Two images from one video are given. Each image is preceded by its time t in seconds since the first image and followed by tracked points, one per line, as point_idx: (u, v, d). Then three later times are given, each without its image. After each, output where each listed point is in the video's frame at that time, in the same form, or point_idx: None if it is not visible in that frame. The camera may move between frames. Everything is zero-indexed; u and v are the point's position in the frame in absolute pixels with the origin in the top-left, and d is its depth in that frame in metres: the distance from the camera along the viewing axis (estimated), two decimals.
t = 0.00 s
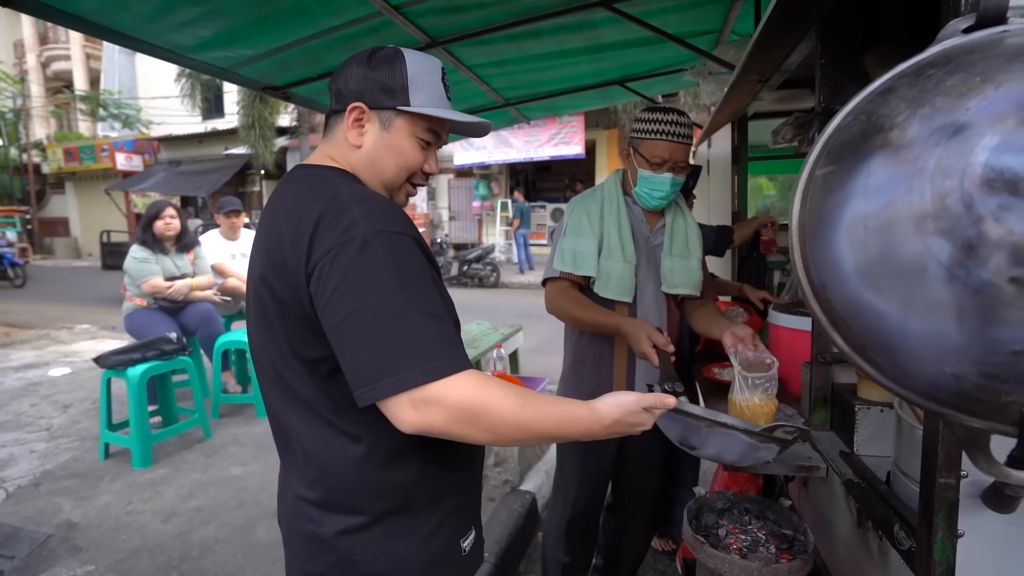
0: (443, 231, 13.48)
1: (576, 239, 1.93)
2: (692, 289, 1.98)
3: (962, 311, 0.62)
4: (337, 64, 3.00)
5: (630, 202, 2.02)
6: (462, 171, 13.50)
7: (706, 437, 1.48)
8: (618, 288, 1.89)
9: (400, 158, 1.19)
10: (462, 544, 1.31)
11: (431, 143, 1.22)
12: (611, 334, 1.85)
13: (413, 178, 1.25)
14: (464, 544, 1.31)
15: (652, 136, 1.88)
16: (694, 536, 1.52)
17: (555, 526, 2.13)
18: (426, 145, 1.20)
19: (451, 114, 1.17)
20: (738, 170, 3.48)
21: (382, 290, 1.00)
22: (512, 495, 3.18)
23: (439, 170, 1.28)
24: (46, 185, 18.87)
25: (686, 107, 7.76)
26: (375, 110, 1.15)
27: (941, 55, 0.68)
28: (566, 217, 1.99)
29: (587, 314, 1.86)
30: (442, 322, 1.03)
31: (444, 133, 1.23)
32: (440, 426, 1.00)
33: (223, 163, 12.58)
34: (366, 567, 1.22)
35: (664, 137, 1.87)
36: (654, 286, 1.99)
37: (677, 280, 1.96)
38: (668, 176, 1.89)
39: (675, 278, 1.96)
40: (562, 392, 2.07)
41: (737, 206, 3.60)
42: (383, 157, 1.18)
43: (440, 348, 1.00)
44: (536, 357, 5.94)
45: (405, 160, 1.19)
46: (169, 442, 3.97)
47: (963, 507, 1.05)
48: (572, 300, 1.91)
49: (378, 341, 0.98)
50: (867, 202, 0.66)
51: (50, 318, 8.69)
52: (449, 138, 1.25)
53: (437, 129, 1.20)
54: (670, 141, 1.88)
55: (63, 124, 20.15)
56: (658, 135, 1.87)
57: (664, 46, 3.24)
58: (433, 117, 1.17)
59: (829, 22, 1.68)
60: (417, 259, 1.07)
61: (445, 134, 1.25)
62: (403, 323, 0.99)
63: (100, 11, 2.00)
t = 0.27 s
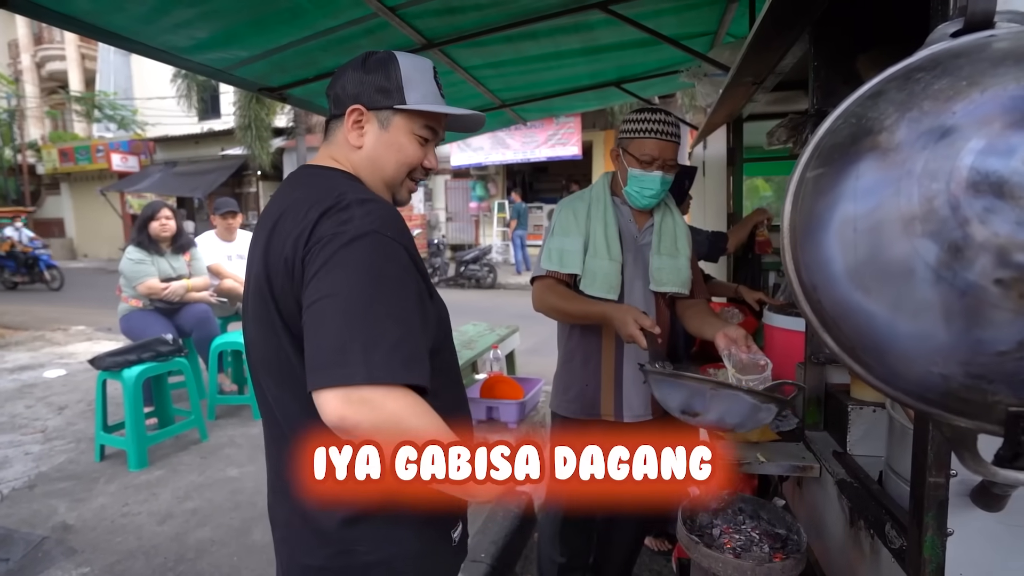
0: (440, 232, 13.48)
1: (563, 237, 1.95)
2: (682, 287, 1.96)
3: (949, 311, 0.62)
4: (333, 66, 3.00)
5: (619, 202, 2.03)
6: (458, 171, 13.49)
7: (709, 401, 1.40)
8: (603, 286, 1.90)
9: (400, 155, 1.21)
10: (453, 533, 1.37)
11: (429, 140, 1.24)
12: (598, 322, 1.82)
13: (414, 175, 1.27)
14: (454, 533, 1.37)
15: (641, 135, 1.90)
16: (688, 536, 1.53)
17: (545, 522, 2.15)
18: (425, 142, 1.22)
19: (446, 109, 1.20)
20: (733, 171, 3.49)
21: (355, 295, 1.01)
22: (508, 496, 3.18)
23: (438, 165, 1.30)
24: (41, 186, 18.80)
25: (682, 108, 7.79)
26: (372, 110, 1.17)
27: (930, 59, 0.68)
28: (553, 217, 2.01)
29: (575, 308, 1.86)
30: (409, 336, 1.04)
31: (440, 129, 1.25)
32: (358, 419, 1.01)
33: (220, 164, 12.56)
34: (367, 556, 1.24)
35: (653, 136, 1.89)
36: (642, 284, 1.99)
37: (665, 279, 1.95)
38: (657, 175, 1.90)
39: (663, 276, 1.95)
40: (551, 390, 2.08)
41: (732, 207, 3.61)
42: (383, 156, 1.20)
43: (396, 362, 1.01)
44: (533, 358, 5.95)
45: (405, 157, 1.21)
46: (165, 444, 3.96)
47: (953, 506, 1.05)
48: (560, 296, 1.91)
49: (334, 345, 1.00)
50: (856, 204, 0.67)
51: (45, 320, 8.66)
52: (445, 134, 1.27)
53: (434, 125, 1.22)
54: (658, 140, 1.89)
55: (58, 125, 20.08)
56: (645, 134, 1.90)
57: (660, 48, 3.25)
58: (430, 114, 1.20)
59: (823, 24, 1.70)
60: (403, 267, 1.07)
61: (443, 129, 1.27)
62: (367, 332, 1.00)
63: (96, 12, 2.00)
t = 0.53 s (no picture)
0: (437, 233, 13.48)
1: (555, 239, 1.97)
2: (675, 286, 1.96)
3: (937, 309, 0.63)
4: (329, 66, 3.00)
5: (611, 202, 2.04)
6: (455, 172, 13.49)
7: (711, 357, 1.36)
8: (594, 286, 1.91)
9: (376, 145, 1.21)
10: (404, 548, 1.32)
11: (406, 127, 1.24)
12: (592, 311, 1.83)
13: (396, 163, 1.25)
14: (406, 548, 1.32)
15: (633, 136, 1.91)
16: (683, 535, 1.54)
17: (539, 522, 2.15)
18: (400, 129, 1.23)
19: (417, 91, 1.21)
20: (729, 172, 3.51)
21: (311, 295, 1.04)
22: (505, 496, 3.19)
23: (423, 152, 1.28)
24: (36, 186, 18.75)
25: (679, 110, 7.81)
26: (344, 106, 1.20)
27: (918, 60, 0.69)
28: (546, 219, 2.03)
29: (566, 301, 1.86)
30: (363, 331, 1.06)
31: (417, 115, 1.26)
32: (330, 424, 1.05)
33: (216, 165, 12.54)
34: (296, 553, 1.27)
35: (646, 136, 1.90)
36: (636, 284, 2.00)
37: (658, 278, 1.95)
38: (650, 175, 1.91)
39: (655, 276, 1.95)
40: (547, 390, 2.08)
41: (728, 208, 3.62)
42: (360, 148, 1.21)
43: (351, 357, 1.03)
44: (530, 358, 5.95)
45: (382, 147, 1.22)
46: (160, 445, 3.95)
47: (944, 503, 1.06)
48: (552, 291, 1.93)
49: (293, 348, 1.03)
50: (846, 203, 0.68)
51: (39, 321, 8.63)
52: (423, 121, 1.27)
53: (408, 111, 1.23)
54: (650, 141, 1.90)
55: (54, 125, 20.03)
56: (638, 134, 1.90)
57: (656, 49, 3.26)
58: (399, 99, 1.21)
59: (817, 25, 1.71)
60: (354, 266, 1.09)
61: (421, 116, 1.27)
62: (325, 330, 1.02)
63: (92, 12, 2.00)
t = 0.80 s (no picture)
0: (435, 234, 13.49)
1: (552, 240, 1.98)
2: (671, 286, 1.96)
3: (929, 308, 0.64)
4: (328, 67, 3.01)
5: (607, 203, 2.05)
6: (453, 173, 13.50)
7: (721, 327, 1.44)
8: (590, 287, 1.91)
9: (331, 125, 1.27)
10: None
11: (363, 106, 1.29)
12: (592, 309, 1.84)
13: (359, 143, 1.28)
14: None
15: (629, 137, 1.92)
16: (680, 533, 1.55)
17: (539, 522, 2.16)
18: (355, 106, 1.28)
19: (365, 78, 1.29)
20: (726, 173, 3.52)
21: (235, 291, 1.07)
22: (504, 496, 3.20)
23: (385, 126, 1.29)
24: (34, 186, 18.72)
25: (677, 111, 7.84)
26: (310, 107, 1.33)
27: (911, 63, 0.70)
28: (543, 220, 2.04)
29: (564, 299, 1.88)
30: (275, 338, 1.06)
31: (375, 94, 1.31)
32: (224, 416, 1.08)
33: (214, 165, 12.53)
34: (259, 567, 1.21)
35: (641, 138, 1.91)
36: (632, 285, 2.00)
37: (653, 278, 1.95)
38: (646, 175, 1.92)
39: (651, 276, 1.95)
40: (545, 390, 2.09)
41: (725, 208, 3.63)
42: (319, 134, 1.29)
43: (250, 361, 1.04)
44: (529, 359, 5.96)
45: (336, 125, 1.27)
46: (158, 446, 3.95)
47: (937, 500, 1.07)
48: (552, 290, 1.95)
49: (210, 342, 1.08)
50: (840, 204, 0.69)
51: (36, 321, 8.61)
52: (383, 100, 1.31)
53: (363, 91, 1.30)
54: (646, 142, 1.92)
55: (51, 125, 20.01)
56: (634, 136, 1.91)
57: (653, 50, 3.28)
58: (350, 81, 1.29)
59: (813, 27, 1.72)
60: (287, 271, 1.09)
61: (380, 91, 1.32)
62: (236, 330, 1.05)
63: (91, 12, 2.00)
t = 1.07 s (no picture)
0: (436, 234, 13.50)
1: (554, 241, 2.00)
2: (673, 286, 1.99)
3: (927, 308, 0.66)
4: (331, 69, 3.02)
5: (609, 203, 2.06)
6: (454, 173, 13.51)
7: (738, 303, 1.53)
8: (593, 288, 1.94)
9: (324, 129, 1.29)
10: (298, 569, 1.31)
11: (355, 108, 1.31)
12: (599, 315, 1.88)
13: (353, 146, 1.29)
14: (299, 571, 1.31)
15: (630, 138, 1.93)
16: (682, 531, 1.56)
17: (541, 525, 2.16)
18: (348, 109, 1.30)
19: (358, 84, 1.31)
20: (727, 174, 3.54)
21: (185, 296, 1.10)
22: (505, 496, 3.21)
23: (378, 128, 1.31)
24: (35, 187, 18.75)
25: (677, 112, 7.87)
26: (302, 111, 1.35)
27: (910, 67, 0.72)
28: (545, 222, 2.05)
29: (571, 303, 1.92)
30: (215, 345, 1.07)
31: (367, 96, 1.33)
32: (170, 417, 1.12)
33: (215, 166, 12.55)
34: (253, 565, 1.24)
35: (642, 139, 1.92)
36: (634, 286, 2.02)
37: (655, 279, 1.97)
38: (647, 177, 1.93)
39: (653, 276, 1.98)
40: (549, 390, 2.10)
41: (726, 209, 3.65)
42: (313, 138, 1.30)
43: (186, 366, 1.06)
44: (530, 359, 5.97)
45: (329, 129, 1.28)
46: (161, 446, 3.97)
47: (937, 498, 1.09)
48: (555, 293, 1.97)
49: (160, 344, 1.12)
50: (840, 206, 0.70)
51: (38, 322, 8.63)
52: (374, 102, 1.33)
53: (355, 94, 1.32)
54: (647, 143, 1.93)
55: (53, 126, 20.05)
56: (635, 137, 1.92)
57: (654, 51, 3.29)
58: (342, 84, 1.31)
59: (815, 28, 1.73)
60: (236, 280, 1.10)
61: (372, 94, 1.34)
62: (179, 333, 1.08)
63: (97, 14, 2.02)
